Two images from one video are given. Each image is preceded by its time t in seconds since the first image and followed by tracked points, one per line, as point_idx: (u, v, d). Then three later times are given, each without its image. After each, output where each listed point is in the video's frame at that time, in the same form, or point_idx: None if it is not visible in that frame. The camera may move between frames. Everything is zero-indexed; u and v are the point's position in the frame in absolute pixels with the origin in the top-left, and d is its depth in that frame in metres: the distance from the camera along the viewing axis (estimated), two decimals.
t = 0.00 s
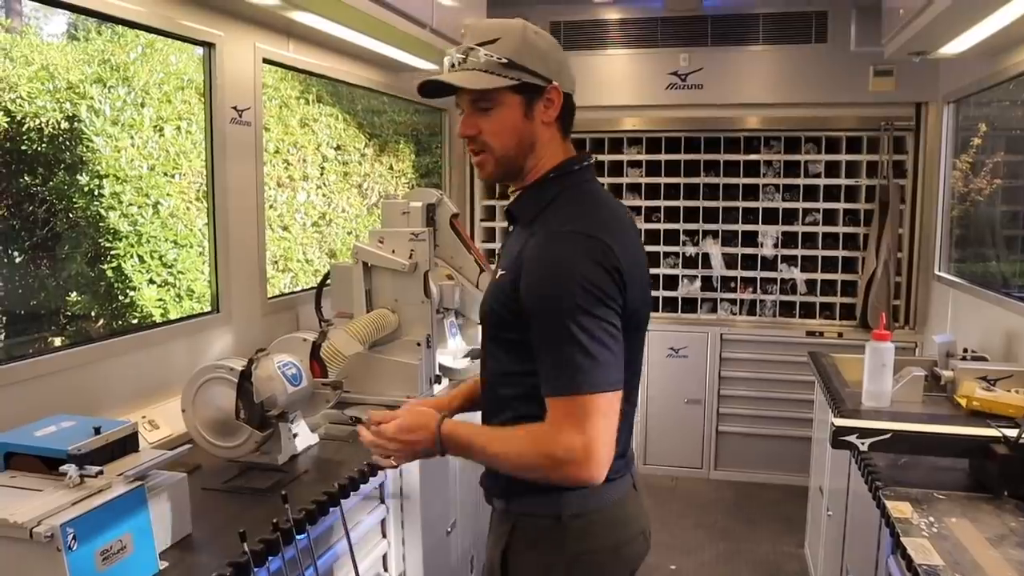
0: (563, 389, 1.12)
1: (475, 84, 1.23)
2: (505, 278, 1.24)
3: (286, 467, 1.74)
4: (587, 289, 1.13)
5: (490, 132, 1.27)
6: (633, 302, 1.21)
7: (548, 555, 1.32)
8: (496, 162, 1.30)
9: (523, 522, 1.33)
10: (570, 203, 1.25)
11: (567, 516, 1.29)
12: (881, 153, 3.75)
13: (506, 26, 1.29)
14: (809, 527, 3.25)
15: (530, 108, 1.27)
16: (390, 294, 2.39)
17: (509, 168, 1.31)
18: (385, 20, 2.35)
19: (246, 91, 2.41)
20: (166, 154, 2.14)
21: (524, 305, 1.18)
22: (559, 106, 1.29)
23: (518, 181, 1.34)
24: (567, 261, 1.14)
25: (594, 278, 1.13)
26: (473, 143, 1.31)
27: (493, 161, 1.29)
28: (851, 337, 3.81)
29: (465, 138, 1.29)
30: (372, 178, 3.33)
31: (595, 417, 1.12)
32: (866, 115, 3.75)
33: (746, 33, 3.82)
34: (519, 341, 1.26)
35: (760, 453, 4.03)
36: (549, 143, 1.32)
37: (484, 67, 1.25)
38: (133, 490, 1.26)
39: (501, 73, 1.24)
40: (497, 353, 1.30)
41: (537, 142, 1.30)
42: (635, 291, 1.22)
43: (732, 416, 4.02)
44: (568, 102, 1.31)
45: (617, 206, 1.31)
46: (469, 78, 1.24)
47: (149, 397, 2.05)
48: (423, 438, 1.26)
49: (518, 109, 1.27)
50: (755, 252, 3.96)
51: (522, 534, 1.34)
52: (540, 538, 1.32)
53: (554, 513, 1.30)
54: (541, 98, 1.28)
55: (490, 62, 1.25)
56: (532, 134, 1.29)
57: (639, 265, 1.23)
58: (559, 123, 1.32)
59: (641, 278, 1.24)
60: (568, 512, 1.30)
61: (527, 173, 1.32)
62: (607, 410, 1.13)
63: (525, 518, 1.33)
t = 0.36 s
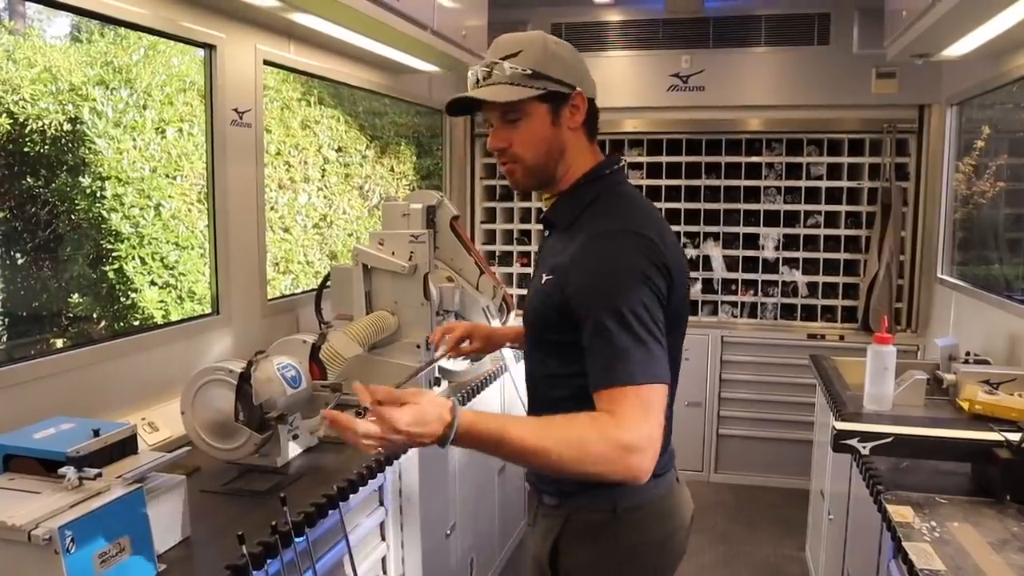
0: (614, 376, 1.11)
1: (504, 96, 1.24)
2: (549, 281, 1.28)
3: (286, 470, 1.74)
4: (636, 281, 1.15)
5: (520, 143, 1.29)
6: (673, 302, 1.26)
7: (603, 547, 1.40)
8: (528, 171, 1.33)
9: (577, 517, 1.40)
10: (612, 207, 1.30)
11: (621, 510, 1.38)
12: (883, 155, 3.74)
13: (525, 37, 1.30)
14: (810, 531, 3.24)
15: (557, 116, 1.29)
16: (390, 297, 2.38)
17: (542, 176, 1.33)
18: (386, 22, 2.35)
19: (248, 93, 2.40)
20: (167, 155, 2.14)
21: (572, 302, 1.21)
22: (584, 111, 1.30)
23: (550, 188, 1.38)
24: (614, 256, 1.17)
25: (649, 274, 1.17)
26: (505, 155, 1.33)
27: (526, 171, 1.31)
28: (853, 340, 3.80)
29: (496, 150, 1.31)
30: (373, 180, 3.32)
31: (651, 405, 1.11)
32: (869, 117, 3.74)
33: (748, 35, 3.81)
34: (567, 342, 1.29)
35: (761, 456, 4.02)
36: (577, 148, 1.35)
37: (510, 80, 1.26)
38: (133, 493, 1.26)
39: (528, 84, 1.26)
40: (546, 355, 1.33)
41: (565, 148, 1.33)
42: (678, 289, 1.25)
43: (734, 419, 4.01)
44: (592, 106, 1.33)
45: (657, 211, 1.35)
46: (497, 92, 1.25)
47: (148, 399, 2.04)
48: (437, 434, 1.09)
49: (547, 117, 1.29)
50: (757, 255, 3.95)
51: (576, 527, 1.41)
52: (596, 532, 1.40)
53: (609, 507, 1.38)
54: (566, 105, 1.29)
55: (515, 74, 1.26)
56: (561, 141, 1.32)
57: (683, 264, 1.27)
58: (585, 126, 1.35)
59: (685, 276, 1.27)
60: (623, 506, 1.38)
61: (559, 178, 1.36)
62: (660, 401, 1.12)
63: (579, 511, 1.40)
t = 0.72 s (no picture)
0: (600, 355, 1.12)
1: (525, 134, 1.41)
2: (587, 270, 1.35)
3: (279, 470, 1.74)
4: (658, 277, 1.21)
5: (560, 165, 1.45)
6: (705, 299, 1.34)
7: (623, 538, 1.51)
8: (574, 185, 1.47)
9: (598, 509, 1.52)
10: (652, 206, 1.36)
11: (641, 506, 1.49)
12: (875, 157, 3.76)
13: (548, 67, 1.40)
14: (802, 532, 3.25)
15: (575, 137, 1.39)
16: (384, 297, 2.39)
17: (587, 187, 1.46)
18: (381, 22, 2.35)
19: (241, 93, 2.40)
20: (159, 155, 2.13)
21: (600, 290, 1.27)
22: (599, 127, 1.37)
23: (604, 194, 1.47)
24: (645, 251, 1.24)
25: (671, 271, 1.22)
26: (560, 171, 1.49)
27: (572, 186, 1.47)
28: (844, 342, 3.82)
29: (552, 167, 1.49)
30: (366, 181, 3.32)
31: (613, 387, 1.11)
32: (860, 120, 3.76)
33: (740, 38, 3.83)
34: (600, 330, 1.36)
35: (753, 458, 4.03)
36: (614, 156, 1.41)
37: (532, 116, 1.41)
38: (126, 493, 1.26)
39: (540, 118, 1.38)
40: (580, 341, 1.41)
41: (598, 161, 1.42)
42: (703, 289, 1.31)
43: (726, 420, 4.02)
44: (616, 114, 1.37)
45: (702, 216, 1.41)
46: (526, 129, 1.42)
47: (140, 399, 2.03)
48: (407, 524, 1.00)
49: (567, 140, 1.40)
50: (749, 256, 3.97)
51: (595, 519, 1.52)
52: (615, 525, 1.51)
53: (629, 503, 1.49)
54: (581, 126, 1.38)
55: (534, 110, 1.40)
56: (590, 156, 1.41)
57: (714, 267, 1.33)
58: (612, 136, 1.39)
59: (714, 279, 1.33)
60: (642, 503, 1.49)
61: (602, 187, 1.45)
62: (626, 387, 1.12)
63: (600, 504, 1.51)
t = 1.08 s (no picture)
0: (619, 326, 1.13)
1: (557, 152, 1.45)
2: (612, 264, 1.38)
3: (272, 470, 1.74)
4: (681, 264, 1.24)
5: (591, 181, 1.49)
6: (718, 297, 1.35)
7: (618, 539, 1.53)
8: (605, 199, 1.52)
9: (595, 510, 1.54)
10: (675, 209, 1.40)
11: (638, 511, 1.50)
12: (867, 158, 3.78)
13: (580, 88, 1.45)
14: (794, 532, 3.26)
15: (609, 152, 1.44)
16: (377, 298, 2.38)
17: (617, 201, 1.50)
18: (375, 22, 2.35)
19: (235, 93, 2.40)
20: (152, 154, 2.12)
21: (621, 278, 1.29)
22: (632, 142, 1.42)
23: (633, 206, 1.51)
24: (668, 241, 1.27)
25: (694, 263, 1.25)
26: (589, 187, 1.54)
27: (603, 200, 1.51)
28: (837, 342, 3.83)
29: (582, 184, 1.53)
30: (360, 180, 3.32)
31: (629, 359, 1.10)
32: (852, 121, 3.78)
33: (734, 39, 3.84)
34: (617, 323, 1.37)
35: (746, 458, 4.04)
36: (645, 170, 1.46)
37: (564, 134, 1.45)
38: (119, 492, 1.26)
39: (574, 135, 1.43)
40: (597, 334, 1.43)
41: (629, 175, 1.46)
42: (719, 285, 1.33)
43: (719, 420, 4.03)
44: (647, 129, 1.42)
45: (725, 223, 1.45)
46: (557, 147, 1.47)
47: (132, 399, 2.03)
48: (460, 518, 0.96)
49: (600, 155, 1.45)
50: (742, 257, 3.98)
51: (591, 519, 1.55)
52: (611, 527, 1.53)
53: (627, 507, 1.51)
54: (615, 141, 1.42)
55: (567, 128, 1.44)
56: (623, 170, 1.46)
57: (732, 266, 1.35)
58: (644, 151, 1.45)
59: (732, 280, 1.36)
60: (640, 508, 1.50)
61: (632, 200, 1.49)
62: (642, 361, 1.11)
63: (597, 505, 1.53)
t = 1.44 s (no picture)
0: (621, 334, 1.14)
1: (561, 158, 1.45)
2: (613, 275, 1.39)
3: (258, 478, 1.73)
4: (682, 274, 1.25)
5: (592, 189, 1.49)
6: (719, 310, 1.36)
7: (608, 547, 1.54)
8: (604, 207, 1.52)
9: (586, 518, 1.54)
10: (677, 223, 1.42)
11: (630, 519, 1.51)
12: (850, 168, 3.82)
13: (585, 95, 1.45)
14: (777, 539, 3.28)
15: (615, 162, 1.44)
16: (363, 307, 2.38)
17: (618, 211, 1.51)
18: (363, 30, 2.36)
19: (223, 100, 2.40)
20: (138, 160, 2.12)
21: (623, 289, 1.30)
22: (640, 154, 1.43)
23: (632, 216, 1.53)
24: (669, 252, 1.28)
25: (694, 274, 1.26)
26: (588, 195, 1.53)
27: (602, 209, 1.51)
28: (821, 351, 3.87)
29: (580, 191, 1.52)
30: (346, 188, 3.32)
31: (629, 367, 1.11)
32: (835, 132, 3.82)
33: (719, 49, 3.87)
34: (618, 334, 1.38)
35: (731, 466, 4.06)
36: (647, 182, 1.47)
37: (568, 140, 1.45)
38: (103, 500, 1.25)
39: (580, 142, 1.43)
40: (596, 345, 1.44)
41: (633, 186, 1.47)
42: (719, 296, 1.34)
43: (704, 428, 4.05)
44: (655, 142, 1.44)
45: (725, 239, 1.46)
46: (560, 153, 1.46)
47: (116, 407, 2.01)
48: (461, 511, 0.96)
49: (605, 164, 1.45)
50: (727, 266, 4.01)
51: (582, 527, 1.55)
52: (602, 535, 1.54)
53: (619, 516, 1.52)
54: (622, 151, 1.43)
55: (572, 134, 1.44)
56: (627, 180, 1.47)
57: (731, 278, 1.36)
58: (649, 163, 1.46)
59: (731, 291, 1.37)
60: (631, 517, 1.51)
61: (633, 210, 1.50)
62: (642, 368, 1.12)
63: (588, 513, 1.54)
